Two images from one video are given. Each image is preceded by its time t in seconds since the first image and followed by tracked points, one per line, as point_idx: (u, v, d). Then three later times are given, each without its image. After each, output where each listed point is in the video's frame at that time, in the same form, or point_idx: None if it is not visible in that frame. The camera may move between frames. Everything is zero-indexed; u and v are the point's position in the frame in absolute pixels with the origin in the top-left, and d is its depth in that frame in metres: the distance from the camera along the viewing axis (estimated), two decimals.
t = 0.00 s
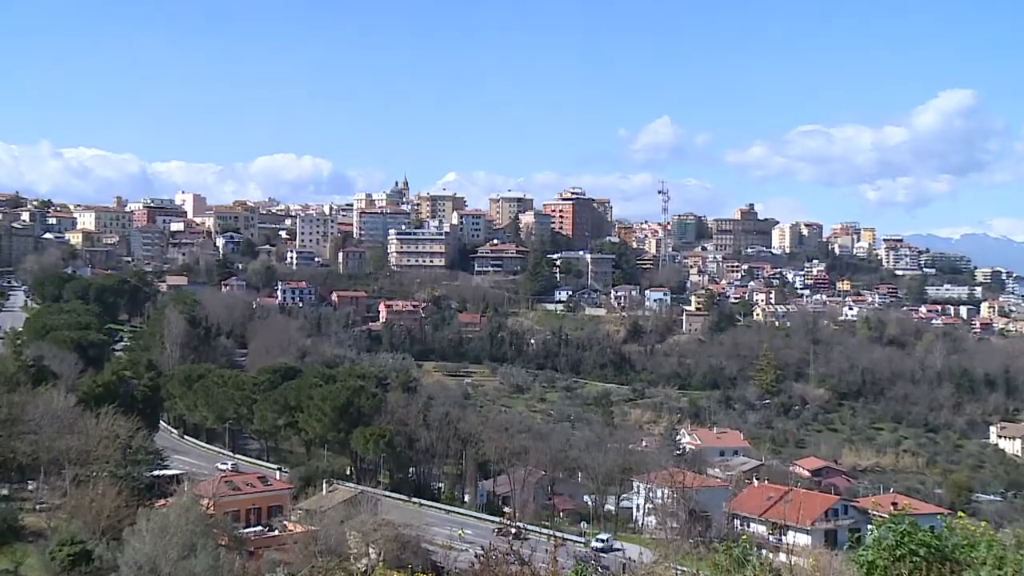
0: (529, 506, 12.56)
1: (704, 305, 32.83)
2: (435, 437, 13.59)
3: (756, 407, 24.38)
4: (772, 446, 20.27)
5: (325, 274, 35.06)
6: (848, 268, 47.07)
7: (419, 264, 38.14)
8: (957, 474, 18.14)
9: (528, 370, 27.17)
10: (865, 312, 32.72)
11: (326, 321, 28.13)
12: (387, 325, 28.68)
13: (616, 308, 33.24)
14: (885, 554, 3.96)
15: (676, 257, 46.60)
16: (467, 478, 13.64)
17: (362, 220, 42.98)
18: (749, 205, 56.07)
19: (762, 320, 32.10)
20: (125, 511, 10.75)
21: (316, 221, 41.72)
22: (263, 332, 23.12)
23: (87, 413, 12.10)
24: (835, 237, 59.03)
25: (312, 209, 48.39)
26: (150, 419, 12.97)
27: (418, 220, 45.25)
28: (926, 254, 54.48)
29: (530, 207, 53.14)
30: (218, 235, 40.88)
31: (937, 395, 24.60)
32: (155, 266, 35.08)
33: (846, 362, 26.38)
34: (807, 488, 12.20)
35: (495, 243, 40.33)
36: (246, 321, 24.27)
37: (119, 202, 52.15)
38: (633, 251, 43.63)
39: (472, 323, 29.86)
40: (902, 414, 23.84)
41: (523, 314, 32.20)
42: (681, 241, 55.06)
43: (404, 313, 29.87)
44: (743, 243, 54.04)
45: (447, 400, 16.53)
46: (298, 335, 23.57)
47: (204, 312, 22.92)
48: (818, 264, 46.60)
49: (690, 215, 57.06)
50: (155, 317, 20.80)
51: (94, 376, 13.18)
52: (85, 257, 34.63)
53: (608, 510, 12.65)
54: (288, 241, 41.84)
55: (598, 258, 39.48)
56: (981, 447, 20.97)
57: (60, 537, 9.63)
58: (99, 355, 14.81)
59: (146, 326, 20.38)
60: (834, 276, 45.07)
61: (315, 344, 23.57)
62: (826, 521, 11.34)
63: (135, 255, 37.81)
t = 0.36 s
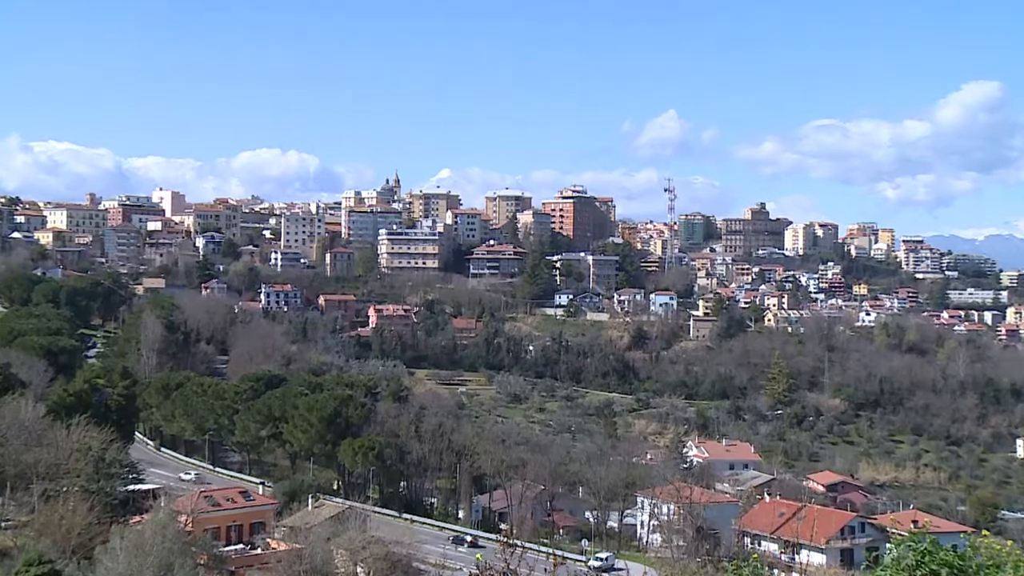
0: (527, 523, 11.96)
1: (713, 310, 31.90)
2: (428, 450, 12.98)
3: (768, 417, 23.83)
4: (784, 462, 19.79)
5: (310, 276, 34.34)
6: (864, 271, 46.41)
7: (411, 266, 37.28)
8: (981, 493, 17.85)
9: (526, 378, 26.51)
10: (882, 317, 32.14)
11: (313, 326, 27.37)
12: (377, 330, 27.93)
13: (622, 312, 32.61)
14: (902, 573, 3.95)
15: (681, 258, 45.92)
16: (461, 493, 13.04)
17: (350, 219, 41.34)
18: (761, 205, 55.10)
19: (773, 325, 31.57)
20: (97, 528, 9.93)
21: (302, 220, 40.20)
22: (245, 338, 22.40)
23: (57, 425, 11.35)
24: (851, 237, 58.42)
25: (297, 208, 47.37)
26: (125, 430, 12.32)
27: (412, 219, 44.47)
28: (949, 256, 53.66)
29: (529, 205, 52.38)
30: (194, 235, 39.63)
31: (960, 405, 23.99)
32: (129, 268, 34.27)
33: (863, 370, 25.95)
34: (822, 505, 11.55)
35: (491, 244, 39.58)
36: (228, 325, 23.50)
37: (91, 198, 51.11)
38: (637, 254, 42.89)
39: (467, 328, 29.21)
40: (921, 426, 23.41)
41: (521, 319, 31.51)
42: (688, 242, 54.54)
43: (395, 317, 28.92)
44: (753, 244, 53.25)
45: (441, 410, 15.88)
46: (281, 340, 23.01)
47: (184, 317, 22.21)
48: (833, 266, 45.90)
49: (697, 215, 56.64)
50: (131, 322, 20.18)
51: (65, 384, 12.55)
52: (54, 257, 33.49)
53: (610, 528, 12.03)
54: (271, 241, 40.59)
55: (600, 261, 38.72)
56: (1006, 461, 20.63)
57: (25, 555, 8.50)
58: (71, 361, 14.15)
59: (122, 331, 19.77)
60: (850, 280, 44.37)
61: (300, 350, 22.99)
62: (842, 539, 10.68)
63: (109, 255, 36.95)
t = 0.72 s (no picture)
0: (526, 541, 11.49)
1: (721, 315, 31.22)
2: (421, 463, 12.51)
3: (780, 428, 23.30)
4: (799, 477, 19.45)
5: (296, 277, 33.73)
6: (883, 273, 45.71)
7: (401, 267, 36.56)
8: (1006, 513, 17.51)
9: (524, 387, 25.90)
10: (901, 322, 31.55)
11: (298, 331, 26.72)
12: (366, 335, 27.29)
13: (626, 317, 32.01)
14: None
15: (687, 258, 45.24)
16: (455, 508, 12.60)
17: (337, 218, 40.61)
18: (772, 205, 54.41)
19: (787, 330, 31.05)
20: (69, 546, 9.23)
21: (287, 220, 39.67)
22: (226, 344, 21.83)
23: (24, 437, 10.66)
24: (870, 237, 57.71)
25: (282, 206, 46.61)
26: (99, 442, 11.78)
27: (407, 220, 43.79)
28: (974, 257, 52.80)
29: (526, 203, 51.64)
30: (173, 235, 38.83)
31: (986, 415, 23.37)
32: (103, 270, 33.60)
33: (881, 378, 25.47)
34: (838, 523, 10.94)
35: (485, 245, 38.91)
36: (207, 331, 23.07)
37: (61, 196, 50.18)
38: (642, 255, 42.19)
39: (461, 333, 28.44)
40: (943, 436, 22.93)
41: (519, 324, 30.87)
42: (696, 242, 53.91)
43: (386, 322, 28.38)
44: (765, 245, 52.54)
45: (433, 420, 15.37)
46: (264, 346, 22.56)
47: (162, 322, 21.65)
48: (851, 268, 45.15)
49: (706, 214, 55.94)
50: (105, 326, 19.56)
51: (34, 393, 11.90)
52: (22, 259, 32.80)
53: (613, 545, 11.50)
54: (254, 241, 39.82)
55: (602, 262, 37.99)
56: None
57: None
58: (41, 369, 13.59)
59: (96, 335, 19.18)
60: (868, 283, 43.64)
61: (284, 357, 22.57)
62: (862, 557, 10.04)
63: (82, 256, 36.26)
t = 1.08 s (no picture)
0: (527, 557, 11.14)
1: (735, 319, 30.56)
2: (415, 477, 12.05)
3: (798, 438, 22.97)
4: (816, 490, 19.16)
5: (283, 278, 33.21)
6: (905, 274, 44.90)
7: (396, 268, 35.83)
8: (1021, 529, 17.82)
9: (524, 394, 25.30)
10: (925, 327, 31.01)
11: (286, 336, 26.14)
12: (358, 340, 26.71)
13: (633, 320, 31.41)
14: None
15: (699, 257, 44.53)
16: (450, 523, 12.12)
17: (328, 217, 39.91)
18: (789, 203, 53.71)
19: (804, 334, 30.53)
20: (42, 563, 8.51)
21: (274, 218, 38.99)
22: (209, 351, 21.29)
23: None
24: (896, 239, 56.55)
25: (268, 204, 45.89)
26: (74, 453, 11.18)
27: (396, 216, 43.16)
28: (1001, 258, 51.83)
29: (526, 200, 51.02)
30: (154, 234, 38.16)
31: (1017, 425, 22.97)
32: (81, 271, 32.99)
33: (906, 384, 25.06)
34: (855, 538, 10.39)
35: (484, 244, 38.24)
36: (190, 335, 22.55)
37: (37, 194, 49.45)
38: (651, 255, 41.56)
39: (459, 338, 28.00)
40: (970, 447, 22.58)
41: (520, 328, 30.23)
42: (709, 242, 53.32)
43: (379, 326, 27.76)
44: (780, 245, 51.77)
45: (431, 430, 14.87)
46: (249, 351, 22.09)
47: (141, 325, 21.09)
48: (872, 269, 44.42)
49: (718, 212, 55.36)
50: (81, 331, 18.98)
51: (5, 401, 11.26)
52: None
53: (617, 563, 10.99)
54: (240, 241, 39.10)
55: (608, 263, 37.30)
56: None
57: None
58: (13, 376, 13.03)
59: (72, 341, 18.60)
60: (892, 285, 42.77)
61: (272, 361, 22.11)
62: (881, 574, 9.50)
63: (56, 256, 35.63)
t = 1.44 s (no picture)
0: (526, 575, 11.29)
1: (745, 325, 29.91)
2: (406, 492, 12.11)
3: (811, 453, 22.79)
4: (832, 508, 19.03)
5: (269, 283, 32.70)
6: (926, 279, 44.14)
7: (387, 271, 35.21)
8: None
9: (522, 406, 24.77)
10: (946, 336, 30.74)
11: (270, 344, 25.61)
12: (347, 347, 26.18)
13: (637, 328, 30.89)
14: None
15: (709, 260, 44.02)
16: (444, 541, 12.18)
17: (315, 218, 39.25)
18: (803, 203, 53.20)
19: (818, 342, 30.13)
20: None
21: (258, 219, 38.24)
22: (189, 361, 20.84)
23: None
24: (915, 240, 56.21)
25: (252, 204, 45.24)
26: (46, 469, 10.66)
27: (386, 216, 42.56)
28: None
29: (525, 200, 50.44)
30: (130, 236, 37.45)
31: None
32: (51, 275, 32.38)
33: (927, 396, 24.93)
34: (873, 560, 9.92)
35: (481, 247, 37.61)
36: (168, 343, 22.12)
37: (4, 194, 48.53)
38: (657, 259, 41.08)
39: (454, 346, 27.28)
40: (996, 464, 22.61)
41: (518, 336, 29.65)
42: (719, 244, 52.88)
43: (370, 334, 27.20)
44: (794, 247, 51.11)
45: (423, 444, 14.67)
46: (232, 360, 21.81)
47: (116, 333, 20.60)
48: (891, 274, 43.73)
49: (728, 213, 54.84)
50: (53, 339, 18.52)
51: None
52: None
53: None
54: (223, 245, 38.42)
55: (612, 267, 36.76)
56: None
57: None
58: None
59: (44, 349, 18.17)
60: (911, 289, 42.21)
61: (255, 371, 21.77)
62: None
63: (26, 260, 34.95)
